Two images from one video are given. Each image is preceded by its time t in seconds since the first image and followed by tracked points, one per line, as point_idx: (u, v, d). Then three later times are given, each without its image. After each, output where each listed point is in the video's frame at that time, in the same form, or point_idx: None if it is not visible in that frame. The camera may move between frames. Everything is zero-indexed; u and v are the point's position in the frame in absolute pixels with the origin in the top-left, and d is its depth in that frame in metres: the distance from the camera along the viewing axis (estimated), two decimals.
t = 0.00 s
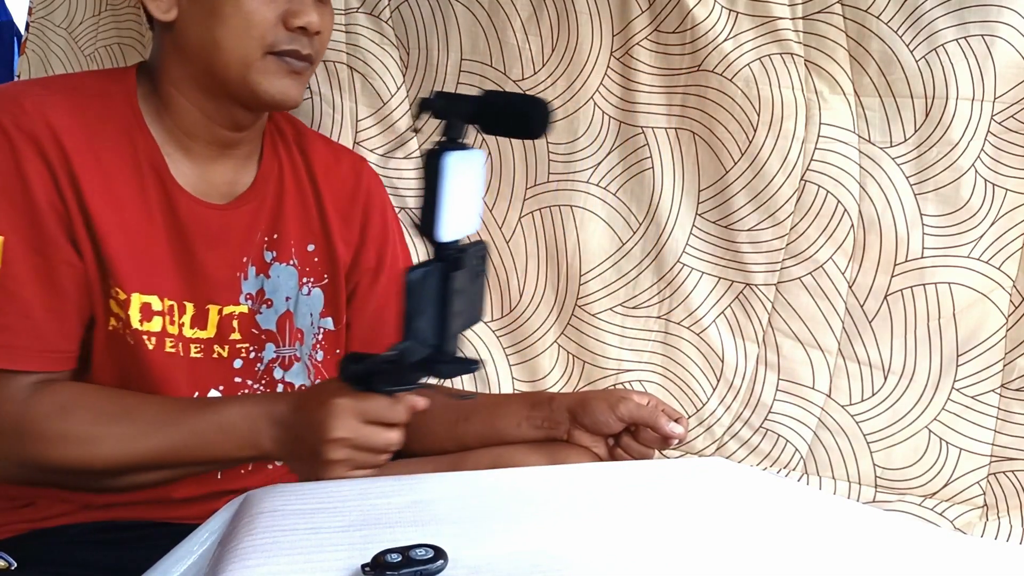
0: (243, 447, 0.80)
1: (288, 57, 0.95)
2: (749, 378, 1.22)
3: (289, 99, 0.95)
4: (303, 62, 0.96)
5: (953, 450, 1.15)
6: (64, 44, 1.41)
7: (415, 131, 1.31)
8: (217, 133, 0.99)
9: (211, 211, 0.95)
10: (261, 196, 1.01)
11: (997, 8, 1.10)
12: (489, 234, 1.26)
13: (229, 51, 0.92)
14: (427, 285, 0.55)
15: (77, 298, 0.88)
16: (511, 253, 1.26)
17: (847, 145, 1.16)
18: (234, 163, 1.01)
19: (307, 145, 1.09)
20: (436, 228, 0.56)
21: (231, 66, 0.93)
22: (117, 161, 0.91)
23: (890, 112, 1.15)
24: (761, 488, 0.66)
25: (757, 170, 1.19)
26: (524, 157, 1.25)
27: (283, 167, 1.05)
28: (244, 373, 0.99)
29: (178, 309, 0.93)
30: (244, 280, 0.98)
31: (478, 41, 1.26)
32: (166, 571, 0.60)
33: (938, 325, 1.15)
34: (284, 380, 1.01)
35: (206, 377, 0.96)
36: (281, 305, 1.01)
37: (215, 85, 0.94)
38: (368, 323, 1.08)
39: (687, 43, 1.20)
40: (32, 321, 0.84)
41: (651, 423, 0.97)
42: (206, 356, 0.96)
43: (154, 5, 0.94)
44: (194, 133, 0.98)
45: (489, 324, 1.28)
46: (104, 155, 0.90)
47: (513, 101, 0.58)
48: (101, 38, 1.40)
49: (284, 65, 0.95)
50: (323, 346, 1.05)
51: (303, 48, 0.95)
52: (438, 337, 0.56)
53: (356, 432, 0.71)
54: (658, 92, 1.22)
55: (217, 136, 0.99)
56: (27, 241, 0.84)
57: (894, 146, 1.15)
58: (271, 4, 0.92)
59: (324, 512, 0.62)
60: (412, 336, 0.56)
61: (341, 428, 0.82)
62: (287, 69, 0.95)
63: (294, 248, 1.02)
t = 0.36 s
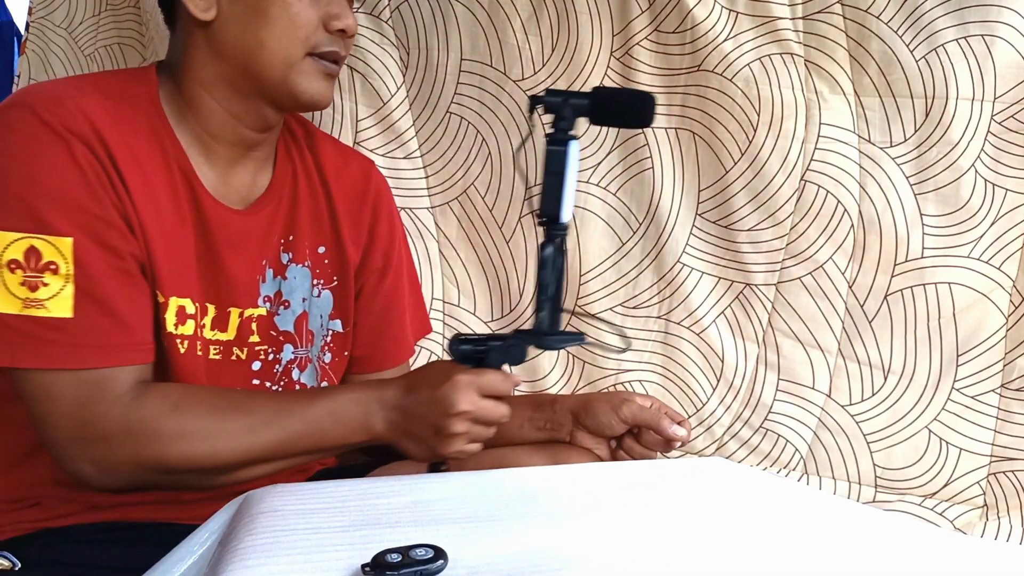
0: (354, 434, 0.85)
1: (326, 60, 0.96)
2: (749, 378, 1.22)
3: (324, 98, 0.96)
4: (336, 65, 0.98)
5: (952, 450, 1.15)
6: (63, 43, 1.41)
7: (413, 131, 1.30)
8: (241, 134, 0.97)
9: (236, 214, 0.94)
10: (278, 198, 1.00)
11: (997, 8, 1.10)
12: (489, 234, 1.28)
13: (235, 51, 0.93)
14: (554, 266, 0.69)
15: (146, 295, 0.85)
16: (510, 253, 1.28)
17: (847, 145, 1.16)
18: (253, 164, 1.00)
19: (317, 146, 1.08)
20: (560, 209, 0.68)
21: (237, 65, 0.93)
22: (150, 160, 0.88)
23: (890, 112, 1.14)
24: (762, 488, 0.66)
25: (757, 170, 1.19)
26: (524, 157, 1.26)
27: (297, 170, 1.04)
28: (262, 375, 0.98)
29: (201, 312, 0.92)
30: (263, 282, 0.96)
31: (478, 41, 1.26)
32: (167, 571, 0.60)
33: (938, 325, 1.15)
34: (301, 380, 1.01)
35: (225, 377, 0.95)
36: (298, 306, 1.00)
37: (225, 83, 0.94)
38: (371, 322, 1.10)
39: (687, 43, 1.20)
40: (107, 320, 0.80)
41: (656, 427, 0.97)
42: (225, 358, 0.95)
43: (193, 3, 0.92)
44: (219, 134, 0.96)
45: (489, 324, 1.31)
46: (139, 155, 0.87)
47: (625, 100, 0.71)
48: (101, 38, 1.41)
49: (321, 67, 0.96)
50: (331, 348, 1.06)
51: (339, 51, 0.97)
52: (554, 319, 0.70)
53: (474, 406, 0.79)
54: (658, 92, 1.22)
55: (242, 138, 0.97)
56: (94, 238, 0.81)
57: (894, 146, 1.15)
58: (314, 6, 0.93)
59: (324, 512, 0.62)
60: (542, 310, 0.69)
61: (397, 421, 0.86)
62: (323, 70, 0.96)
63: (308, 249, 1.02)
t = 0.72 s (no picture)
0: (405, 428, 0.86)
1: (334, 59, 0.96)
2: (749, 378, 1.22)
3: (332, 97, 0.96)
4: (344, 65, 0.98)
5: (952, 450, 1.15)
6: (63, 43, 1.41)
7: (413, 131, 1.30)
8: (249, 135, 0.97)
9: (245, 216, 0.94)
10: (285, 200, 1.00)
11: (997, 8, 1.10)
12: (489, 234, 1.28)
13: (238, 51, 0.93)
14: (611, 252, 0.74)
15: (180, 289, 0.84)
16: (510, 253, 1.28)
17: (847, 145, 1.16)
18: (261, 166, 0.99)
19: (320, 146, 1.08)
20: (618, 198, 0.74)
21: (240, 65, 0.93)
22: (165, 160, 0.88)
23: (890, 112, 1.14)
24: (761, 488, 0.66)
25: (757, 170, 1.19)
26: (525, 158, 1.26)
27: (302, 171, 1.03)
28: (268, 376, 0.98)
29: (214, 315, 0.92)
30: (269, 284, 0.96)
31: (478, 41, 1.26)
32: (167, 571, 0.61)
33: (938, 325, 1.14)
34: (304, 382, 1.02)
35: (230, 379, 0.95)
36: (303, 308, 1.00)
37: (231, 84, 0.95)
38: (373, 324, 1.09)
39: (687, 43, 1.20)
40: (140, 315, 0.80)
41: (659, 429, 0.96)
42: (231, 359, 0.95)
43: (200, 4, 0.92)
44: (226, 135, 0.96)
45: (489, 324, 1.30)
46: (156, 155, 0.87)
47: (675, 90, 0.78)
48: (101, 38, 1.41)
49: (329, 66, 0.96)
50: (335, 349, 1.07)
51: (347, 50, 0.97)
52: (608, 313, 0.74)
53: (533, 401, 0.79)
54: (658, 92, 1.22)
55: (251, 139, 0.97)
56: (125, 235, 0.81)
57: (894, 146, 1.14)
58: (322, 6, 0.94)
59: (324, 512, 0.62)
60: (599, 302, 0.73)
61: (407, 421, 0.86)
62: (331, 69, 0.96)
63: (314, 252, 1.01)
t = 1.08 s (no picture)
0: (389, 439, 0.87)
1: (327, 60, 0.95)
2: (749, 378, 1.22)
3: (327, 97, 0.95)
4: (340, 65, 0.97)
5: (952, 450, 1.15)
6: (63, 44, 1.41)
7: (413, 131, 1.30)
8: (245, 136, 0.97)
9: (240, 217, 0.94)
10: (283, 201, 1.00)
11: (997, 8, 1.10)
12: (489, 234, 1.28)
13: (236, 51, 0.93)
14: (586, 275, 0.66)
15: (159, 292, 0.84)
16: (511, 253, 1.28)
17: (847, 145, 1.16)
18: (257, 166, 1.00)
19: (320, 147, 1.08)
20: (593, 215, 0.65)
21: (238, 65, 0.93)
22: (155, 161, 0.88)
23: (890, 112, 1.14)
24: (761, 488, 0.66)
25: (757, 170, 1.19)
26: (525, 157, 1.26)
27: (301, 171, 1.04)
28: (266, 378, 0.98)
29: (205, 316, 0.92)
30: (267, 286, 0.96)
31: (478, 41, 1.26)
32: (167, 571, 0.61)
33: (938, 325, 1.14)
34: (303, 384, 1.01)
35: (228, 380, 0.95)
36: (301, 309, 1.00)
37: (228, 84, 0.94)
38: (372, 325, 1.10)
39: (687, 43, 1.20)
40: (120, 318, 0.81)
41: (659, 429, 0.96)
42: (229, 361, 0.94)
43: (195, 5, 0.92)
44: (222, 135, 0.96)
45: (490, 324, 1.31)
46: (145, 157, 0.87)
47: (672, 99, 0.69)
48: (101, 38, 1.41)
49: (322, 67, 0.95)
50: (334, 351, 1.06)
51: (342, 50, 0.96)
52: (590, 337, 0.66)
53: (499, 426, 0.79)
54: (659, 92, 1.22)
55: (245, 140, 0.97)
56: (107, 236, 0.81)
57: (894, 146, 1.14)
58: (315, 6, 0.93)
59: (324, 512, 0.62)
60: (565, 328, 0.66)
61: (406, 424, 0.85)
62: (326, 69, 0.95)
63: (312, 253, 1.01)
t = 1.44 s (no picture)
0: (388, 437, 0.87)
1: (310, 60, 0.95)
2: (749, 378, 1.22)
3: (310, 97, 0.95)
4: (326, 66, 0.96)
5: (953, 450, 1.15)
6: (64, 44, 1.41)
7: (413, 131, 1.30)
8: (233, 135, 0.97)
9: (232, 214, 0.94)
10: (275, 199, 1.00)
11: (997, 8, 1.10)
12: (489, 233, 1.28)
13: (229, 50, 0.92)
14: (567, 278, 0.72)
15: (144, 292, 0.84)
16: (511, 253, 1.28)
17: (847, 145, 1.16)
18: (247, 165, 1.00)
19: (314, 145, 1.08)
20: (579, 212, 0.71)
21: (232, 64, 0.93)
22: (143, 160, 0.88)
23: (890, 112, 1.14)
24: (762, 488, 0.66)
25: (757, 170, 1.19)
26: (525, 157, 1.26)
27: (293, 169, 1.04)
28: (261, 376, 0.98)
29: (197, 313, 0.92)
30: (261, 282, 0.96)
31: (478, 41, 1.26)
32: (167, 571, 0.61)
33: (938, 325, 1.14)
34: (299, 382, 1.02)
35: (222, 378, 0.95)
36: (296, 306, 1.00)
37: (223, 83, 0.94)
38: (367, 324, 1.09)
39: (687, 43, 1.20)
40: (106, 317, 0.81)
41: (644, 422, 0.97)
42: (223, 358, 0.95)
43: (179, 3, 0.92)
44: (211, 134, 0.96)
45: (490, 324, 1.31)
46: (133, 156, 0.87)
47: (653, 100, 0.76)
48: (101, 38, 1.40)
49: (306, 67, 0.94)
50: (328, 348, 1.06)
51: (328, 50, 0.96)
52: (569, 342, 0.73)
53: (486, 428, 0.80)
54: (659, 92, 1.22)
55: (235, 139, 0.97)
56: (92, 236, 0.81)
57: (894, 146, 1.14)
58: (299, 6, 0.92)
59: (324, 512, 0.62)
60: (548, 332, 0.71)
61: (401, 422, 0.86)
62: (309, 70, 0.94)
63: (306, 250, 1.02)
